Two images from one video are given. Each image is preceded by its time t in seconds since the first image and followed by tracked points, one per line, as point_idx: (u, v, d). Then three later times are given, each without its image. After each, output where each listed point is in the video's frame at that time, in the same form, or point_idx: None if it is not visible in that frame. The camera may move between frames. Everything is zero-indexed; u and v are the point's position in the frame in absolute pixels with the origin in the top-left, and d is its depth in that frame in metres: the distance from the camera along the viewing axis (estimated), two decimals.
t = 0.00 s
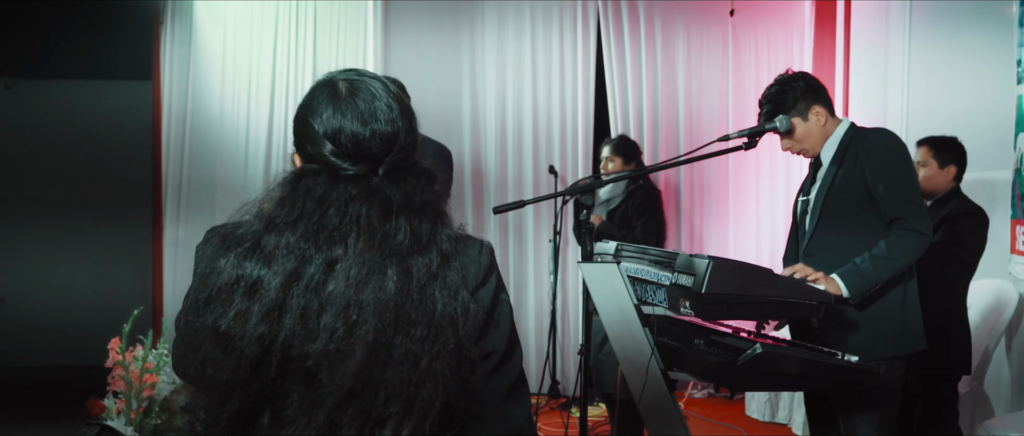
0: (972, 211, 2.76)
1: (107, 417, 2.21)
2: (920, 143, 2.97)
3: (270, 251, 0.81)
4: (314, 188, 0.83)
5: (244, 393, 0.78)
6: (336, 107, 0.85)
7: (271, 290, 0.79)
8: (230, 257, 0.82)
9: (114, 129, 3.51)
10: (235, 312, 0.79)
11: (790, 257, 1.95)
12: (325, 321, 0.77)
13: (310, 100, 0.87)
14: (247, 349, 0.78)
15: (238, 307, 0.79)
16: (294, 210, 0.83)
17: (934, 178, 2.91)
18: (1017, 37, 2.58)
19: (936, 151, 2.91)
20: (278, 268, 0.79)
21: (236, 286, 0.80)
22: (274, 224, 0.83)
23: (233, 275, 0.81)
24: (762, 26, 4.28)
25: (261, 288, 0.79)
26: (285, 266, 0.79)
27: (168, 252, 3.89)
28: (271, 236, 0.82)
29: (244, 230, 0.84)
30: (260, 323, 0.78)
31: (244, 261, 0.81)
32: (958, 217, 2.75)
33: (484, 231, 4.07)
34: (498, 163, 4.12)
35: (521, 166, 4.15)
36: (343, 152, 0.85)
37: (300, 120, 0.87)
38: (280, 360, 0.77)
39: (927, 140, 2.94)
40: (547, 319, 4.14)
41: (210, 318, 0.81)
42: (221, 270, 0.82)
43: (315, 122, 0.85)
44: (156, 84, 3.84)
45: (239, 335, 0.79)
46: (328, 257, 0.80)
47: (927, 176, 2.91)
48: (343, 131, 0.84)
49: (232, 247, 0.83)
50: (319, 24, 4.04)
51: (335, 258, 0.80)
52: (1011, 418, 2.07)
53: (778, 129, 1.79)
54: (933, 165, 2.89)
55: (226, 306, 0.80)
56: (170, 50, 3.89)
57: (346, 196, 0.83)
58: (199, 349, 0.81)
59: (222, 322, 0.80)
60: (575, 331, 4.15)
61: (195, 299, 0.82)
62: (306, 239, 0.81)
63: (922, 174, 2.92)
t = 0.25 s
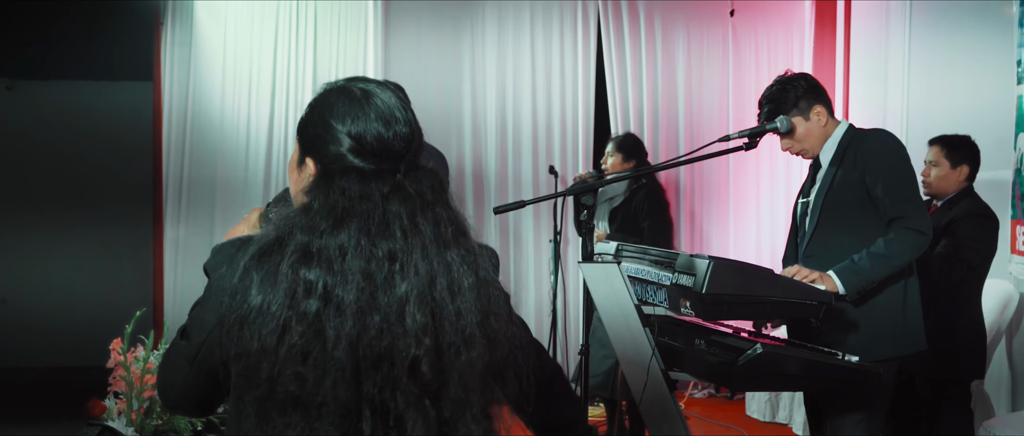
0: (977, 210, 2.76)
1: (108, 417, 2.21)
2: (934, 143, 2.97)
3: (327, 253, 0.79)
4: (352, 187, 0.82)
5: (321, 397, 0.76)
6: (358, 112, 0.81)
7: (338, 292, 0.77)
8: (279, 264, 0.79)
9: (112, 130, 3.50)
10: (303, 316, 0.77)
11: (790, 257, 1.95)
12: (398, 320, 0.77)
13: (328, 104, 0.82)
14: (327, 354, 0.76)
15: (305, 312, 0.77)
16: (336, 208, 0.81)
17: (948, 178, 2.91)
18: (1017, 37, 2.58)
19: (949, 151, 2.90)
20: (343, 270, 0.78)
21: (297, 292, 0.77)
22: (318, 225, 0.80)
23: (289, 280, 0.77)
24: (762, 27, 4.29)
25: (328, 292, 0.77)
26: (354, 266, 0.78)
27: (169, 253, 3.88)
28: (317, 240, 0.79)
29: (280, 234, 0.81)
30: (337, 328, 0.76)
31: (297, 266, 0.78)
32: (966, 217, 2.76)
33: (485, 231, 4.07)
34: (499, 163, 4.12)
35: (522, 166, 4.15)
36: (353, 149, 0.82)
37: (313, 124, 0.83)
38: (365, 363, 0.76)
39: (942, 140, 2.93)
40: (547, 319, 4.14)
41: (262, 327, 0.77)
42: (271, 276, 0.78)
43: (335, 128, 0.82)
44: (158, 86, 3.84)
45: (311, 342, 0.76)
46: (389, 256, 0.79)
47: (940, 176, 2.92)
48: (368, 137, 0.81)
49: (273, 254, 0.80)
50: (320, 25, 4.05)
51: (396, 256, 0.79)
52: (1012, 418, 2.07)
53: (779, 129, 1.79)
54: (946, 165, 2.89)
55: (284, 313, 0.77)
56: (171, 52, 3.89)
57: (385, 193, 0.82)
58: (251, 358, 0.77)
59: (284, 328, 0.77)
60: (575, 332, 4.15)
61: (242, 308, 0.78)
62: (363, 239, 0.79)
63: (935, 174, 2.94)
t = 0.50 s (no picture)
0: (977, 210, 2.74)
1: (108, 418, 2.21)
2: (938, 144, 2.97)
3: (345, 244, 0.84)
4: (356, 179, 0.88)
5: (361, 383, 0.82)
6: (350, 103, 0.87)
7: (365, 282, 0.83)
8: (299, 256, 0.82)
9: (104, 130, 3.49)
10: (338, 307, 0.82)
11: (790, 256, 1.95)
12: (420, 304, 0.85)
13: (316, 97, 0.87)
14: (365, 342, 0.82)
15: (338, 304, 0.82)
16: (348, 200, 0.86)
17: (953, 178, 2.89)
18: (1017, 37, 2.58)
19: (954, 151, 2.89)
20: (365, 260, 0.84)
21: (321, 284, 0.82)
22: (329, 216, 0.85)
23: (315, 273, 0.82)
24: (762, 26, 4.29)
25: (353, 282, 0.83)
26: (375, 256, 0.84)
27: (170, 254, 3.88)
28: (331, 234, 0.84)
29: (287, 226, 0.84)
30: (369, 315, 0.82)
31: (320, 257, 0.82)
32: (967, 219, 2.74)
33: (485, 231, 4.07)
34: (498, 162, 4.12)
35: (521, 165, 4.15)
36: (342, 138, 0.88)
37: (301, 116, 0.87)
38: (400, 348, 0.83)
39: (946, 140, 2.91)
40: (547, 319, 4.14)
41: (291, 319, 0.81)
42: (291, 269, 0.82)
43: (327, 118, 0.86)
44: (158, 88, 3.85)
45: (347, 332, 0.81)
46: (401, 242, 0.86)
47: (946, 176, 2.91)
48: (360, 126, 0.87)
49: (288, 246, 0.82)
50: (319, 24, 4.05)
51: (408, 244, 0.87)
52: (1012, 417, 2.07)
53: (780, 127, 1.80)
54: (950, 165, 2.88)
55: (314, 304, 0.81)
56: (171, 51, 3.90)
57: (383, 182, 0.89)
58: (279, 351, 0.81)
59: (319, 319, 0.81)
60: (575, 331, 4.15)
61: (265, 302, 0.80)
62: (377, 228, 0.86)
63: (940, 174, 2.93)
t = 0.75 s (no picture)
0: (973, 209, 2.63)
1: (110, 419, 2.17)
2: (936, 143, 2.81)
3: (344, 270, 0.90)
4: (344, 207, 0.94)
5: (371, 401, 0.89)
6: (335, 129, 0.92)
7: (365, 305, 0.90)
8: (307, 281, 0.87)
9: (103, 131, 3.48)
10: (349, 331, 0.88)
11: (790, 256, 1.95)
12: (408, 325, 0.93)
13: (300, 125, 0.91)
14: (367, 365, 0.89)
15: (349, 326, 0.88)
16: (341, 226, 0.93)
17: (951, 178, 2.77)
18: (1017, 36, 2.58)
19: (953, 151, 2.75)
20: (362, 284, 0.91)
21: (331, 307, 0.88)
22: (325, 243, 0.91)
23: (325, 297, 0.88)
24: (762, 27, 4.31)
25: (354, 306, 0.89)
26: (372, 281, 0.91)
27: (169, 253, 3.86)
28: (331, 261, 0.90)
29: (289, 254, 0.88)
30: (374, 335, 0.90)
31: (325, 282, 0.88)
32: (965, 219, 2.62)
33: (485, 230, 4.08)
34: (499, 162, 4.12)
35: (522, 165, 4.15)
36: (324, 162, 0.93)
37: (289, 143, 0.91)
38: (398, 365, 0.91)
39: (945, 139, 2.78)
40: (547, 319, 4.15)
41: (302, 345, 0.85)
42: (298, 295, 0.86)
43: (315, 145, 0.92)
44: (158, 89, 3.78)
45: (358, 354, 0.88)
46: (389, 267, 0.94)
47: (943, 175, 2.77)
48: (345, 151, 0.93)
49: (293, 272, 0.87)
50: (320, 25, 4.05)
51: (395, 268, 0.95)
52: (1012, 418, 2.06)
53: (778, 127, 1.80)
54: (949, 165, 2.75)
55: (324, 330, 0.86)
56: (170, 52, 3.85)
57: (365, 208, 0.96)
58: (296, 375, 0.85)
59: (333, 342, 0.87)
60: (575, 330, 4.16)
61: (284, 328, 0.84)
62: (367, 255, 0.93)
63: (938, 175, 2.79)
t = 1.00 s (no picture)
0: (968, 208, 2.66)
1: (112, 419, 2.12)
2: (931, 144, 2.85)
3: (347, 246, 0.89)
4: (342, 184, 0.93)
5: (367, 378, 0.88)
6: (336, 106, 0.92)
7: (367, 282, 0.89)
8: (315, 257, 0.86)
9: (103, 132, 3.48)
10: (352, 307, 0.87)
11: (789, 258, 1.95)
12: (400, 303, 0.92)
13: (304, 101, 0.90)
14: (363, 344, 0.87)
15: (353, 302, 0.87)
16: (341, 203, 0.91)
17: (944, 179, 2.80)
18: (1017, 36, 2.58)
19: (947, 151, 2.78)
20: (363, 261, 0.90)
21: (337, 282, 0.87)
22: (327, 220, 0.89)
23: (332, 273, 0.86)
24: (762, 28, 4.31)
25: (356, 283, 0.88)
26: (372, 258, 0.90)
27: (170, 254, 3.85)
28: (335, 238, 0.88)
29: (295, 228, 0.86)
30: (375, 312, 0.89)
31: (332, 256, 0.87)
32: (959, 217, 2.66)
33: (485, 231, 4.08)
34: (500, 163, 4.13)
35: (522, 165, 4.15)
36: (323, 138, 0.92)
37: (293, 119, 0.90)
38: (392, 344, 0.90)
39: (939, 140, 2.82)
40: (548, 319, 4.14)
41: (309, 322, 0.84)
42: (306, 270, 0.85)
43: (317, 122, 0.91)
44: (158, 87, 3.79)
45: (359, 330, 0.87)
46: (387, 246, 0.93)
47: (936, 175, 2.81)
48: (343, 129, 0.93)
49: (300, 248, 0.85)
50: (321, 26, 4.05)
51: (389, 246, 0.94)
52: (1013, 418, 2.06)
53: (780, 126, 1.79)
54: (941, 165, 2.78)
55: (329, 305, 0.85)
56: (171, 52, 3.86)
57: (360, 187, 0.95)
58: (302, 351, 0.84)
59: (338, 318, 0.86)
60: (576, 330, 4.16)
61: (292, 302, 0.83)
62: (365, 232, 0.92)
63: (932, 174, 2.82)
